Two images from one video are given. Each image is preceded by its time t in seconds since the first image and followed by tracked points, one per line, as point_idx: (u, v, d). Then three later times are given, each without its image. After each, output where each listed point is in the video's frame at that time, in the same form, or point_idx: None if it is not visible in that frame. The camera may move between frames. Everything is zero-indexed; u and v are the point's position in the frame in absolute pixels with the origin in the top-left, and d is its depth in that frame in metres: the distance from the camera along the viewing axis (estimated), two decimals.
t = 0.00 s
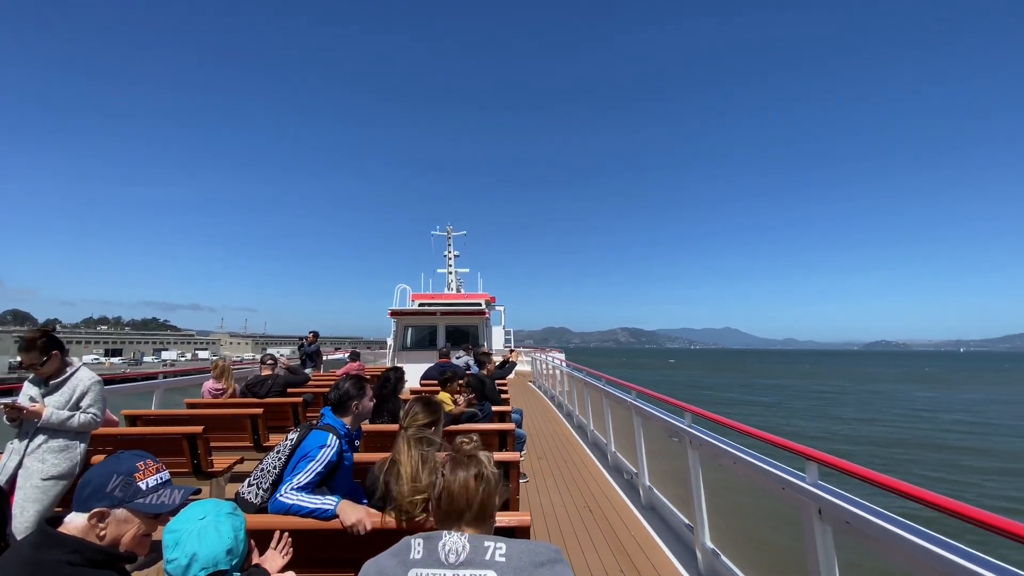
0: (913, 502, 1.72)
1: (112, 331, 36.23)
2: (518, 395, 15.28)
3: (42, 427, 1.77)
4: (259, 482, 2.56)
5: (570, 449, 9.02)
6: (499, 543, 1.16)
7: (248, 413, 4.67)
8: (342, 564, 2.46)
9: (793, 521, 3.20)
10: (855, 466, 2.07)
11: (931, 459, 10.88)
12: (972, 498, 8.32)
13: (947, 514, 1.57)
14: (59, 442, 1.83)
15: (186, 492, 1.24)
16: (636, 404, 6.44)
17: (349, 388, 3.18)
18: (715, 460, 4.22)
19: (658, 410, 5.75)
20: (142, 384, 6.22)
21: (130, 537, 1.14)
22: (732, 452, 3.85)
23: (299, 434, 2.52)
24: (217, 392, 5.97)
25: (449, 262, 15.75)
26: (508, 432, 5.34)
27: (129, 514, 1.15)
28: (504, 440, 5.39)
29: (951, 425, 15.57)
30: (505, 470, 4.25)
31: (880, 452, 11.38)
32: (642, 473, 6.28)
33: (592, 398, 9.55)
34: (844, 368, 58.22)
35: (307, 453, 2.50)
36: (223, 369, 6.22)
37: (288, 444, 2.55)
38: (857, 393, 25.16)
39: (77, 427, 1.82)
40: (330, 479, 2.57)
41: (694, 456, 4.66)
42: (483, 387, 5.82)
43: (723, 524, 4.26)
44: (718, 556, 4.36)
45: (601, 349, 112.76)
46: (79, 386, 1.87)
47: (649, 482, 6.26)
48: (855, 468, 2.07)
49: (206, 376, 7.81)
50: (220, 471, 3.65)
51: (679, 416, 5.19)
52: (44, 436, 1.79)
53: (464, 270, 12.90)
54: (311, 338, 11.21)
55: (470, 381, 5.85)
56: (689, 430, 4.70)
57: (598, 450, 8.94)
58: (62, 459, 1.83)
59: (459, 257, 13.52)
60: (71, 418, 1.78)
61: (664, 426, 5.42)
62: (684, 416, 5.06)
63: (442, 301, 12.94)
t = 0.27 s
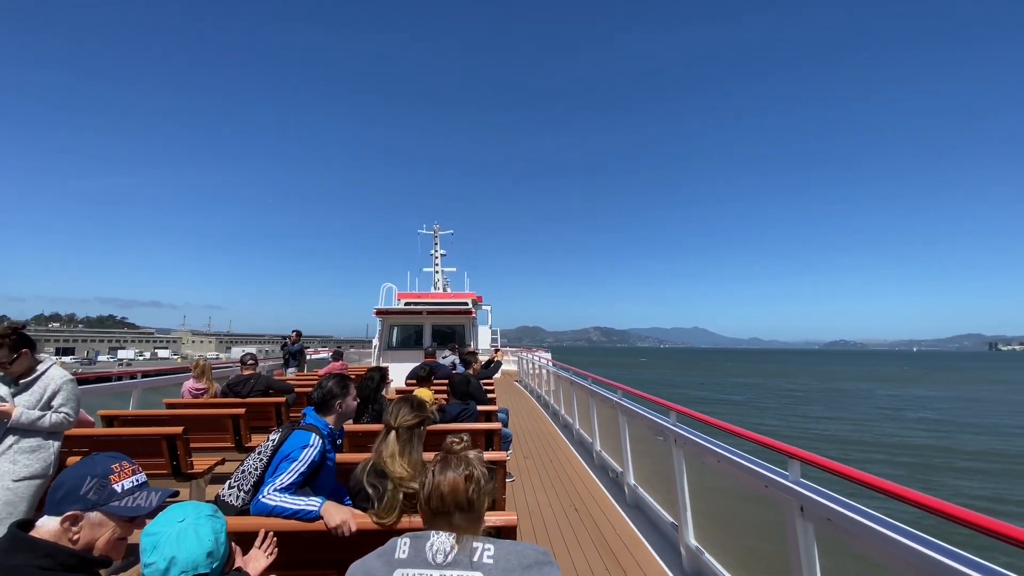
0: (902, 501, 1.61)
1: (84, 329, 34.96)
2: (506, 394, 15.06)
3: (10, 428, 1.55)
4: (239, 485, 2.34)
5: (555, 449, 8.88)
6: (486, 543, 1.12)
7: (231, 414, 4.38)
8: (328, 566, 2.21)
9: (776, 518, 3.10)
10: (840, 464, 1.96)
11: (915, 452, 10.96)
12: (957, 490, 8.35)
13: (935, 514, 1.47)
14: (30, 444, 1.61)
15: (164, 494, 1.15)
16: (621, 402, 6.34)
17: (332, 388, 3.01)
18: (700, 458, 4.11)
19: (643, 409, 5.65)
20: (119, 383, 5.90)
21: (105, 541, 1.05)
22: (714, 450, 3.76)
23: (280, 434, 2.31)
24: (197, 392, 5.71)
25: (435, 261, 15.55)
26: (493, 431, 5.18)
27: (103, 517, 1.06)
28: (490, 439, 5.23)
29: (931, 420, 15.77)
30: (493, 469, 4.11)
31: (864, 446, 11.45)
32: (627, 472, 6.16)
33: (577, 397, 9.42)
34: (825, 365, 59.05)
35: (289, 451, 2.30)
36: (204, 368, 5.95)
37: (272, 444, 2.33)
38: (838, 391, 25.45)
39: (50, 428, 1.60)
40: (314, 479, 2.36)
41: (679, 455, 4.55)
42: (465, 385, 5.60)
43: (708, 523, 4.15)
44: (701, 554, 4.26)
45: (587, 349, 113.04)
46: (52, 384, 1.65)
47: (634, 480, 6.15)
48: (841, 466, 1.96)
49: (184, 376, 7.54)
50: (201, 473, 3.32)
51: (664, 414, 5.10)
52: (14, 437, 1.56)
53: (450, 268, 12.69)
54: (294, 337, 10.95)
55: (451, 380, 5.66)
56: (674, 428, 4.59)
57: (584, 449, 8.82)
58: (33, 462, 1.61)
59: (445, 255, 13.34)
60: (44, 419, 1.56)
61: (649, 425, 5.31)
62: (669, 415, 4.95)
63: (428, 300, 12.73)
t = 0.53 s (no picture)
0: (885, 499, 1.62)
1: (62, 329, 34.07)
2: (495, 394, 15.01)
3: None
4: (225, 486, 2.17)
5: (544, 448, 8.88)
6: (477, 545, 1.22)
7: (216, 414, 4.30)
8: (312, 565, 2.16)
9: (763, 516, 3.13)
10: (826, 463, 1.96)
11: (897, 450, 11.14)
12: (939, 486, 8.50)
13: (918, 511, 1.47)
14: (6, 444, 1.56)
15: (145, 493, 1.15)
16: (609, 403, 6.35)
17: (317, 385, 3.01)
18: (687, 456, 4.13)
19: (631, 408, 5.66)
20: (99, 382, 5.76)
21: (85, 541, 1.04)
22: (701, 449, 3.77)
23: (266, 434, 2.12)
24: (183, 392, 5.59)
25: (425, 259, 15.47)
26: (482, 431, 5.15)
27: (83, 517, 1.05)
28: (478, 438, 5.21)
29: (913, 418, 16.03)
30: (481, 469, 4.09)
31: (849, 444, 11.59)
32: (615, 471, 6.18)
33: (566, 396, 9.43)
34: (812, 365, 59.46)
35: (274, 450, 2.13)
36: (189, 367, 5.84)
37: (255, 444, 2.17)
38: (822, 390, 25.80)
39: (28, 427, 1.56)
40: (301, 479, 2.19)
41: (667, 455, 4.55)
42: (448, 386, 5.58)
43: (695, 520, 4.16)
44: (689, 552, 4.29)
45: (575, 348, 113.38)
46: (29, 384, 1.60)
47: (622, 479, 6.17)
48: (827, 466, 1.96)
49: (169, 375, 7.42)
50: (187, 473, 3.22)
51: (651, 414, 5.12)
52: None
53: (441, 268, 12.66)
54: (282, 336, 10.82)
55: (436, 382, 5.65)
56: (662, 427, 4.60)
57: (574, 448, 8.82)
58: (9, 463, 1.55)
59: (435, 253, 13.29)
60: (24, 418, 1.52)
61: (637, 424, 5.32)
62: (657, 415, 4.96)
63: (417, 299, 12.67)
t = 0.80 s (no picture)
0: (875, 498, 1.57)
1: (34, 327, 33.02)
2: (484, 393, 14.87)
3: None
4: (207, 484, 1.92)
5: (531, 447, 8.81)
6: (463, 538, 1.01)
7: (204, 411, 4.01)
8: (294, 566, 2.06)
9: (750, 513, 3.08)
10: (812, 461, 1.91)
11: (882, 446, 11.22)
12: (925, 483, 8.54)
13: (907, 510, 1.43)
14: None
15: (126, 493, 1.08)
16: (597, 402, 6.28)
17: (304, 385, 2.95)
18: (673, 454, 4.09)
19: (618, 407, 5.62)
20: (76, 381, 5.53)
21: (62, 544, 0.97)
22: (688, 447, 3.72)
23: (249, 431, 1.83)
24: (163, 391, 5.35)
25: (412, 257, 15.32)
26: (470, 429, 5.06)
27: (60, 519, 0.98)
28: (467, 437, 5.12)
29: (896, 415, 16.20)
30: (469, 467, 3.99)
31: (835, 441, 11.66)
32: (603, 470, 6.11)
33: (555, 395, 9.37)
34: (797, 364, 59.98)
35: (260, 451, 1.82)
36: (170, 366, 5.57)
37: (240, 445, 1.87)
38: (806, 388, 26.05)
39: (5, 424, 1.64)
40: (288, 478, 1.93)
41: (654, 453, 4.51)
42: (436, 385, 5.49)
43: (681, 519, 4.13)
44: (675, 550, 4.23)
45: (563, 348, 113.60)
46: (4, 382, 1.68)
47: (610, 478, 6.09)
48: (813, 463, 1.91)
49: (149, 374, 7.22)
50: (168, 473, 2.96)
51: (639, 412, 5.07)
52: None
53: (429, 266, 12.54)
54: (267, 335, 10.60)
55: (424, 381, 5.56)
56: (649, 425, 4.56)
57: (561, 446, 8.76)
58: None
59: (423, 251, 13.14)
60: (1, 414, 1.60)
61: (624, 422, 5.28)
62: (644, 413, 4.92)
63: (405, 298, 12.52)
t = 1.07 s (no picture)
0: (852, 498, 1.52)
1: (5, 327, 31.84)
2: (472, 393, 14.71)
3: None
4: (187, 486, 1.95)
5: (518, 446, 8.69)
6: (451, 545, 1.03)
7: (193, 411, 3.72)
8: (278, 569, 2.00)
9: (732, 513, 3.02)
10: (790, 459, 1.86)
11: (868, 446, 11.21)
12: (910, 483, 8.53)
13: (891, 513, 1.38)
14: None
15: (101, 498, 1.06)
16: (585, 401, 6.21)
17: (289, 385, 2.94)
18: (658, 455, 4.00)
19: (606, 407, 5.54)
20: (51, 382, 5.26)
21: (33, 549, 0.95)
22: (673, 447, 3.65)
23: (231, 433, 1.92)
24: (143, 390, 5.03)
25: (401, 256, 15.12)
26: (458, 430, 4.95)
27: (31, 524, 0.95)
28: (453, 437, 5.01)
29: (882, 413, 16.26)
30: (453, 468, 3.89)
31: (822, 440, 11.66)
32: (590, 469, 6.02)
33: (543, 395, 9.22)
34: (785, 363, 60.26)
35: (242, 451, 1.92)
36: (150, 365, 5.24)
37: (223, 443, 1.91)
38: (793, 386, 26.13)
39: None
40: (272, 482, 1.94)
41: (640, 453, 4.43)
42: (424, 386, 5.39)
43: (665, 518, 4.05)
44: (659, 549, 4.15)
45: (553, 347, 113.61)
46: None
47: (597, 477, 6.00)
48: (791, 461, 1.86)
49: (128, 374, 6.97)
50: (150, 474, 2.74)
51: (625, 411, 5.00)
52: None
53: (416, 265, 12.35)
54: (253, 334, 10.35)
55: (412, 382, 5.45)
56: (635, 424, 4.49)
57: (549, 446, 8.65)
58: None
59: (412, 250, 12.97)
60: None
61: (610, 422, 5.20)
62: (631, 412, 4.85)
63: (393, 298, 12.32)
